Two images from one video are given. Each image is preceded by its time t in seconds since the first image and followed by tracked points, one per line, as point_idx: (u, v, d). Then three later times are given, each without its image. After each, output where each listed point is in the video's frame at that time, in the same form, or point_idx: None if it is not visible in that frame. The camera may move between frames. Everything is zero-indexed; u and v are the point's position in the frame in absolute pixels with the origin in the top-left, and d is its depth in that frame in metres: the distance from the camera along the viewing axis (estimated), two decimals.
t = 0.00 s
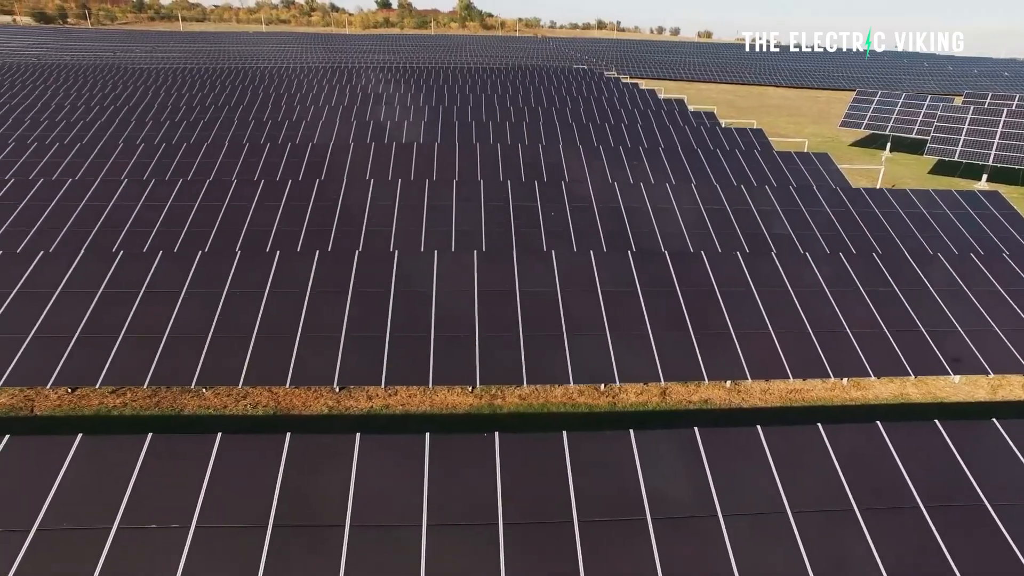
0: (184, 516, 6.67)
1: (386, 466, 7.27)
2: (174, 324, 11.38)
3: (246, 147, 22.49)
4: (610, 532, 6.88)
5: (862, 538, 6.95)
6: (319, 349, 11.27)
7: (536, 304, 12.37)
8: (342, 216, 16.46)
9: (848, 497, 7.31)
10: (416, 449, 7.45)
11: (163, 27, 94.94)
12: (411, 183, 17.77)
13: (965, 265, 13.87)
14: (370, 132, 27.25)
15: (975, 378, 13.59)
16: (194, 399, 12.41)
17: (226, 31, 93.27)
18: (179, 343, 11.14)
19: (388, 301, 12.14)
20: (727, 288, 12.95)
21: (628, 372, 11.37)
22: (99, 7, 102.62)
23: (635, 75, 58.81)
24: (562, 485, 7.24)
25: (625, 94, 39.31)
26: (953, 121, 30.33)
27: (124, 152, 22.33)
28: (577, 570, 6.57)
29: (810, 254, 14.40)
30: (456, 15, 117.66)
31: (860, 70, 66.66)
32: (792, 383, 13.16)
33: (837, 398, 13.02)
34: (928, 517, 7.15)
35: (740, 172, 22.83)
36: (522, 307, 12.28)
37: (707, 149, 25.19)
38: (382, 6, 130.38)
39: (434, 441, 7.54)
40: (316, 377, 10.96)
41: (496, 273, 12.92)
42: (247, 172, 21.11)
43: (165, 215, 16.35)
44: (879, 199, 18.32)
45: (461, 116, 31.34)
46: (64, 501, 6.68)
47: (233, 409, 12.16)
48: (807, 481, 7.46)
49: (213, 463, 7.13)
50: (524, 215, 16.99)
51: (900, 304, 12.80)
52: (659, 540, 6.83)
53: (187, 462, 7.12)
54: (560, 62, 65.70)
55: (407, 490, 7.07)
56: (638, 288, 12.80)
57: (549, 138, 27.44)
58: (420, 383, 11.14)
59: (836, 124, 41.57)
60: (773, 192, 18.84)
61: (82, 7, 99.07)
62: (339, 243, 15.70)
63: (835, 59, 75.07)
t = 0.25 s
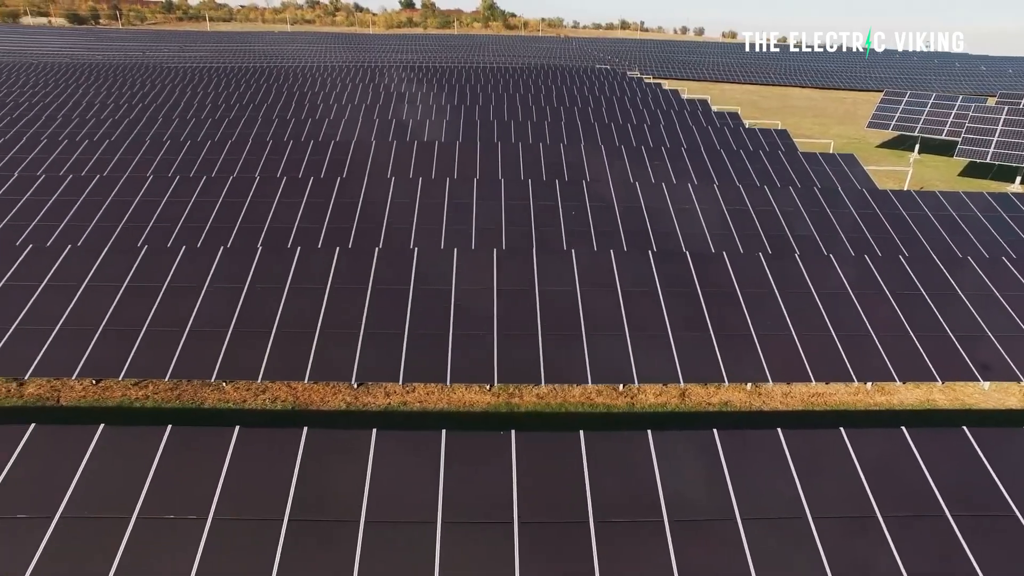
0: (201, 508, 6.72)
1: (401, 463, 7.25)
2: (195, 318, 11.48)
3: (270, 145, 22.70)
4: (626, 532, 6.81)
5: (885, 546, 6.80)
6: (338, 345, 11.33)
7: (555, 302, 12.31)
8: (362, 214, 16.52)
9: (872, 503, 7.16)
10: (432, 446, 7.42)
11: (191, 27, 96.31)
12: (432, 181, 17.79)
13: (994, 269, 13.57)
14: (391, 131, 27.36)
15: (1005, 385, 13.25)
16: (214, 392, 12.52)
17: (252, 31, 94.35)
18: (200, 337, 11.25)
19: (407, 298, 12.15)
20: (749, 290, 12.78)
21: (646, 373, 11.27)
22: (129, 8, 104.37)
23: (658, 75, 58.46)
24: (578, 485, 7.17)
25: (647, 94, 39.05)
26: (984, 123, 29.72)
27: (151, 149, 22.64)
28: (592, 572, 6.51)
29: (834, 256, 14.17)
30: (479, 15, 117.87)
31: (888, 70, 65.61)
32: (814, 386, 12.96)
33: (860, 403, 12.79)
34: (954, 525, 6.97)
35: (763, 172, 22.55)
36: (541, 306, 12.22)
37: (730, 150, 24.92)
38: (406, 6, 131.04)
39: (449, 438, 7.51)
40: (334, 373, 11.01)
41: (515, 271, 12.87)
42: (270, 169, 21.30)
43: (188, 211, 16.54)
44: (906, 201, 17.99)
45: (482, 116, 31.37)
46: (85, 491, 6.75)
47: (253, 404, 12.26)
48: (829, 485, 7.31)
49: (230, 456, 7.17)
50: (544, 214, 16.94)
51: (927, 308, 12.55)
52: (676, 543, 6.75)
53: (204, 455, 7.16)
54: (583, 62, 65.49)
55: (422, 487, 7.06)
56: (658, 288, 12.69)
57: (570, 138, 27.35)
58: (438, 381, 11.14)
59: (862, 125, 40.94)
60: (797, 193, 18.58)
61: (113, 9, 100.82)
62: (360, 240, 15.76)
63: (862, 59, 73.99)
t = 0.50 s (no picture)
0: (218, 502, 6.76)
1: (418, 460, 7.24)
2: (216, 313, 11.59)
3: (292, 143, 22.87)
4: (643, 534, 6.74)
5: (910, 553, 6.66)
6: (357, 342, 11.37)
7: (574, 302, 12.25)
8: (383, 212, 16.58)
9: (896, 510, 7.02)
10: (449, 444, 7.41)
11: (216, 27, 97.52)
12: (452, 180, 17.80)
13: None
14: (412, 130, 27.45)
15: None
16: (234, 387, 12.62)
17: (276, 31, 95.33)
18: (221, 332, 11.35)
19: (426, 296, 12.16)
20: (771, 292, 12.62)
21: (666, 374, 11.17)
22: (157, 9, 106.00)
23: (680, 75, 58.07)
24: (595, 486, 7.11)
25: (669, 94, 38.79)
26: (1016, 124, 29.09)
27: (175, 147, 22.93)
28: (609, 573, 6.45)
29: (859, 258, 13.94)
30: (501, 15, 117.97)
31: (916, 70, 64.54)
32: (837, 390, 12.76)
33: (884, 408, 12.57)
34: (982, 533, 6.80)
35: (787, 173, 22.28)
36: (560, 305, 12.17)
37: (753, 150, 24.66)
38: (428, 6, 131.57)
39: (466, 436, 7.49)
40: (353, 369, 11.05)
41: (534, 270, 12.83)
42: (292, 167, 21.46)
43: (211, 207, 16.70)
44: (934, 203, 17.66)
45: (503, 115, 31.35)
46: (105, 482, 6.82)
47: (272, 399, 12.35)
48: (852, 490, 7.18)
49: (249, 450, 7.21)
50: (564, 214, 16.87)
51: (955, 311, 12.29)
52: (694, 546, 6.66)
53: (223, 448, 7.21)
54: (605, 62, 65.23)
55: (438, 485, 7.04)
56: (679, 289, 12.57)
57: (591, 138, 27.24)
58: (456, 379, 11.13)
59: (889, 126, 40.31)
60: (821, 194, 18.32)
61: (141, 10, 102.45)
62: (380, 238, 15.82)
63: (889, 60, 72.86)
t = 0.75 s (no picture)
0: (239, 494, 6.81)
1: (436, 457, 7.24)
2: (240, 309, 11.72)
3: (316, 141, 23.06)
4: (663, 534, 6.68)
5: (937, 562, 6.51)
6: (378, 339, 11.42)
7: (596, 302, 12.18)
8: (406, 210, 16.65)
9: (924, 517, 6.86)
10: (468, 442, 7.40)
11: (244, 27, 98.80)
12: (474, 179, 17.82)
13: None
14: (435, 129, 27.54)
15: None
16: (256, 382, 12.75)
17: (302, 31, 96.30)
18: (245, 327, 11.48)
19: (447, 293, 12.18)
20: (797, 294, 12.44)
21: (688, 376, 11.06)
22: (187, 9, 107.71)
23: (705, 75, 57.58)
24: (614, 485, 7.06)
25: (694, 94, 38.46)
26: None
27: (202, 145, 23.24)
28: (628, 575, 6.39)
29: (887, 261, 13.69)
30: (525, 15, 117.93)
31: (949, 70, 63.26)
32: (863, 395, 12.53)
33: (912, 413, 12.32)
34: (1013, 544, 6.63)
35: (813, 174, 21.97)
36: (582, 305, 12.11)
37: (779, 151, 24.37)
38: (453, 6, 131.95)
39: (486, 434, 7.47)
40: (374, 366, 11.11)
41: (556, 270, 12.78)
42: (316, 165, 21.64)
43: (236, 204, 16.89)
44: (966, 206, 17.28)
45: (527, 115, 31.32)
46: (129, 473, 6.92)
47: (294, 394, 12.45)
48: (878, 496, 7.04)
49: (270, 444, 7.26)
50: (587, 214, 16.80)
51: (986, 316, 12.01)
52: (715, 549, 6.57)
53: (245, 442, 7.27)
54: (629, 62, 64.90)
55: (457, 482, 7.03)
56: (702, 290, 12.45)
57: (614, 138, 27.11)
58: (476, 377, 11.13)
59: (920, 127, 39.56)
60: (848, 196, 18.04)
61: (171, 11, 104.19)
62: (402, 236, 15.89)
63: (921, 60, 71.51)
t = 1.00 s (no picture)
0: (259, 486, 6.88)
1: (455, 453, 7.25)
2: (263, 303, 11.85)
3: (340, 139, 23.24)
4: (682, 535, 6.63)
5: (963, 570, 6.37)
6: (398, 336, 11.48)
7: (617, 301, 12.12)
8: (428, 208, 16.71)
9: (950, 524, 6.72)
10: (487, 438, 7.39)
11: (271, 27, 99.89)
12: (497, 177, 17.83)
13: None
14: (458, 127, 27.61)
15: None
16: (277, 376, 12.88)
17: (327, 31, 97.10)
18: (268, 321, 11.60)
19: (467, 291, 12.20)
20: (821, 296, 12.26)
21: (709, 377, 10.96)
22: (215, 10, 109.24)
23: (731, 75, 57.04)
24: (633, 484, 7.02)
25: (720, 94, 38.09)
26: None
27: (228, 142, 23.53)
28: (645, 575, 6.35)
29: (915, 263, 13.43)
30: (550, 15, 117.79)
31: (983, 70, 61.94)
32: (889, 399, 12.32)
33: (939, 419, 12.09)
34: None
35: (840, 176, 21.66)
36: (602, 304, 12.06)
37: (805, 152, 24.06)
38: (477, 6, 132.20)
39: (504, 431, 7.46)
40: (393, 362, 11.16)
41: (577, 268, 12.74)
42: (339, 162, 21.80)
43: (260, 200, 17.08)
44: (998, 208, 16.91)
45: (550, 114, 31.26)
46: (153, 462, 7.02)
47: (315, 388, 12.55)
48: (903, 502, 6.91)
49: (291, 436, 7.32)
50: (609, 213, 16.73)
51: (1018, 321, 11.74)
52: (733, 552, 6.51)
53: (266, 434, 7.34)
54: (654, 62, 64.49)
55: (475, 478, 7.04)
56: (724, 290, 12.33)
57: (638, 137, 26.97)
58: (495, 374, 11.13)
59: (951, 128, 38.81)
60: (876, 198, 17.75)
61: (200, 11, 105.71)
62: (424, 233, 15.95)
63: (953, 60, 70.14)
